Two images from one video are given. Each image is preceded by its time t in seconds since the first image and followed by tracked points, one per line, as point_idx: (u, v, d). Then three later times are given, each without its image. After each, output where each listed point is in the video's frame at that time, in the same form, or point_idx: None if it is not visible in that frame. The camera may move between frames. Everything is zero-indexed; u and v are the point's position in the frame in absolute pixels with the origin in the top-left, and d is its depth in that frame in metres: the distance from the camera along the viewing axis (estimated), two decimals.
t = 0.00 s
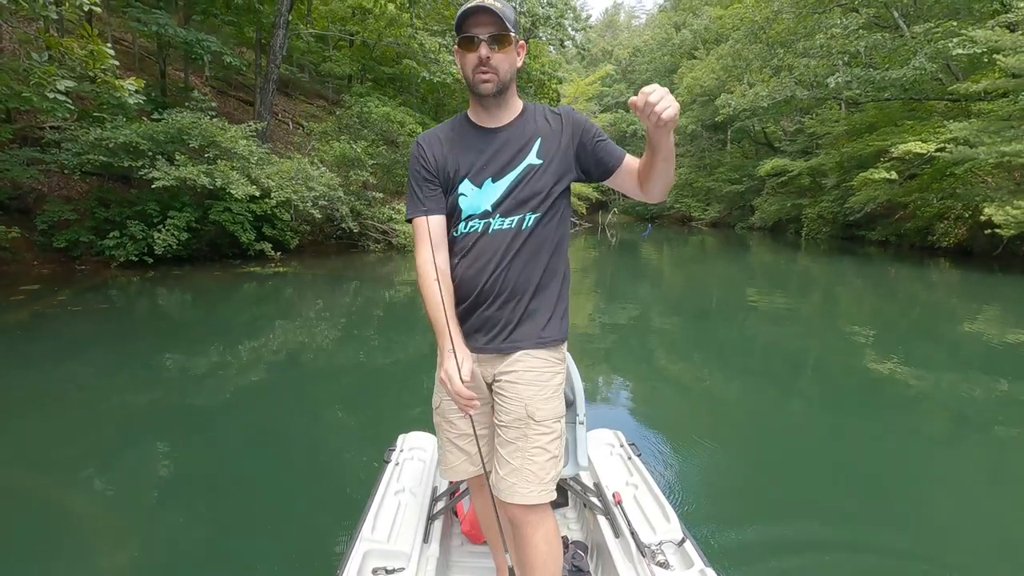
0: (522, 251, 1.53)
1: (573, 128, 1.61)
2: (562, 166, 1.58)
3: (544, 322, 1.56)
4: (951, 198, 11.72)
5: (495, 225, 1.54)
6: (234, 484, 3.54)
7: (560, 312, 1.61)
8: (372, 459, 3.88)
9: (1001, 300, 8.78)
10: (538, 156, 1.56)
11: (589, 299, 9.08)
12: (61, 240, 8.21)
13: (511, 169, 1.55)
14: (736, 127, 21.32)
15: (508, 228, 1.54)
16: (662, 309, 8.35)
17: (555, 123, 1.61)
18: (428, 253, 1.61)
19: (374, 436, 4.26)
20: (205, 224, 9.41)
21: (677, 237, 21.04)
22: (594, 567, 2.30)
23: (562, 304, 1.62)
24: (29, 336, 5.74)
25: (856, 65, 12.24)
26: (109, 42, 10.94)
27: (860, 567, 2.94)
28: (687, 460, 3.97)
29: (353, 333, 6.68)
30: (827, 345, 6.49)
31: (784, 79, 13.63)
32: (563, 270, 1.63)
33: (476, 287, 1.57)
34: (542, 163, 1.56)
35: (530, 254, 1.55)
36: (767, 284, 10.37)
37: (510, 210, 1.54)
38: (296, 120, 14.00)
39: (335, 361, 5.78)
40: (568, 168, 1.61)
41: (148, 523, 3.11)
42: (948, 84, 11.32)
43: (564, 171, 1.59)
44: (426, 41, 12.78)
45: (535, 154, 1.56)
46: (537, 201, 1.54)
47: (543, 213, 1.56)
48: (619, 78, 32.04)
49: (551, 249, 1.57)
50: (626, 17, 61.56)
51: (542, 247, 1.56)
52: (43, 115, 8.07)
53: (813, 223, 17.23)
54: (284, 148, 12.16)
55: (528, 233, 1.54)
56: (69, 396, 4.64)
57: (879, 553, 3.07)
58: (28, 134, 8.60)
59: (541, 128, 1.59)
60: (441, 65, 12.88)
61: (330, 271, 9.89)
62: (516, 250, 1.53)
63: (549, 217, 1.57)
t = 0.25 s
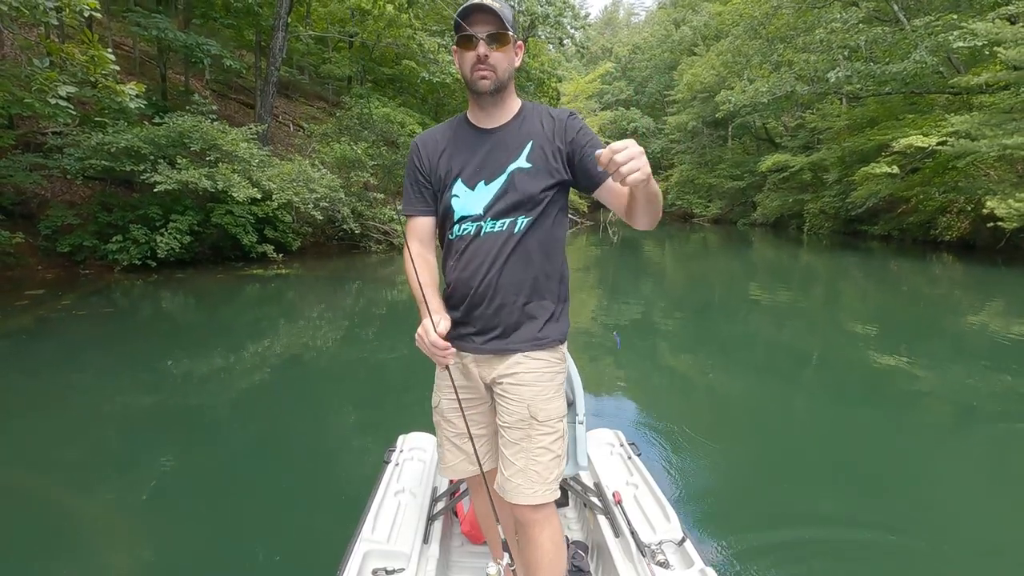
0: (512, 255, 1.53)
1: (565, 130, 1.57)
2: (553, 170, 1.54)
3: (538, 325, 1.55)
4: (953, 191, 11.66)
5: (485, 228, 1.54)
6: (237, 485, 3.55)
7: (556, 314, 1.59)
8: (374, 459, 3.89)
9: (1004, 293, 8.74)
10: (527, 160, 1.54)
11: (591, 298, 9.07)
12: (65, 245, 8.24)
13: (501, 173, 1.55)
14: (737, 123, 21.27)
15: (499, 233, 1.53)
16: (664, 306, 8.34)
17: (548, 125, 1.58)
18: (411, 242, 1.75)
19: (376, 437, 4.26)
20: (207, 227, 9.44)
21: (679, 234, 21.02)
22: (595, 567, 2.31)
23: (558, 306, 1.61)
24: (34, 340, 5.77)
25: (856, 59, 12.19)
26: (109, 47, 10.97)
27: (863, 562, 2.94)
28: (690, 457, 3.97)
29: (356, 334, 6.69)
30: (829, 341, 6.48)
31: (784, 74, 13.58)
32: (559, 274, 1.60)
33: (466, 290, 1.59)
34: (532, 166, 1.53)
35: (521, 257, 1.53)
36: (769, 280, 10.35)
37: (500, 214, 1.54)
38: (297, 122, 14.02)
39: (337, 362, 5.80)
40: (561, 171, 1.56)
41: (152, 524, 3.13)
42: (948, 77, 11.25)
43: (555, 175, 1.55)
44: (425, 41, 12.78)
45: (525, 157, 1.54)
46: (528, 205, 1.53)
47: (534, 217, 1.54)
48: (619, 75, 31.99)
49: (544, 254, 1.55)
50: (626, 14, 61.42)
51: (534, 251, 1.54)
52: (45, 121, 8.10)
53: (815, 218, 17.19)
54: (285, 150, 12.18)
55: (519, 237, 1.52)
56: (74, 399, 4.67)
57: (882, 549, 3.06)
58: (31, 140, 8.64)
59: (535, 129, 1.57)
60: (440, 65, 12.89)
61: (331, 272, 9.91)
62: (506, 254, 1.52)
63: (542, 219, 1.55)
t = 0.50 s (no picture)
0: (510, 259, 1.52)
1: (560, 134, 1.52)
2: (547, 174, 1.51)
3: (540, 327, 1.55)
4: (955, 189, 11.62)
5: (485, 233, 1.56)
6: (239, 484, 3.57)
7: (559, 316, 1.59)
8: (375, 458, 3.90)
9: (1006, 292, 8.72)
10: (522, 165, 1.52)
11: (593, 296, 9.06)
12: (68, 244, 8.27)
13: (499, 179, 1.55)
14: (739, 121, 21.24)
15: (498, 238, 1.54)
16: (665, 305, 8.33)
17: (546, 129, 1.54)
18: (419, 240, 1.79)
19: (377, 436, 4.27)
20: (210, 226, 9.47)
21: (680, 232, 20.99)
22: (595, 567, 2.31)
23: (562, 307, 1.60)
24: (37, 340, 5.79)
25: (858, 57, 12.16)
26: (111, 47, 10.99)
27: (864, 561, 2.94)
28: (691, 456, 3.97)
29: (357, 333, 6.70)
30: (831, 340, 6.46)
31: (786, 72, 13.55)
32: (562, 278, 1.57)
33: (467, 294, 1.60)
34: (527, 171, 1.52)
35: (519, 261, 1.52)
36: (771, 278, 10.33)
37: (500, 218, 1.55)
38: (299, 121, 14.04)
39: (339, 361, 5.81)
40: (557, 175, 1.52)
41: (154, 523, 3.14)
42: (950, 75, 11.22)
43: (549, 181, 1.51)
44: (426, 40, 12.79)
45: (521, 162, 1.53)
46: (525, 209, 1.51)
47: (534, 221, 1.52)
48: (620, 73, 31.96)
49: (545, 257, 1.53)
50: (627, 12, 61.33)
51: (532, 255, 1.52)
52: (48, 120, 8.13)
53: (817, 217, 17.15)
54: (287, 149, 12.19)
55: (517, 241, 1.52)
56: (77, 399, 4.69)
57: (881, 547, 3.06)
58: (34, 140, 8.67)
59: (534, 131, 1.55)
60: (441, 64, 12.89)
61: (333, 271, 9.92)
62: (504, 258, 1.52)
63: (543, 223, 1.52)
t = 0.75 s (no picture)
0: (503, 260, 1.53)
1: (536, 136, 1.48)
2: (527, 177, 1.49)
3: (535, 326, 1.55)
4: (957, 180, 11.58)
5: (478, 234, 1.57)
6: (242, 483, 3.58)
7: (556, 314, 1.58)
8: (377, 458, 3.91)
9: (1008, 283, 8.69)
10: (504, 166, 1.51)
11: (595, 293, 9.05)
12: (71, 247, 8.30)
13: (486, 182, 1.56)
14: (739, 115, 21.18)
15: (490, 238, 1.56)
16: (667, 301, 8.31)
17: (527, 130, 1.51)
18: (414, 236, 1.82)
19: (378, 435, 4.27)
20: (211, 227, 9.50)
21: (682, 227, 20.96)
22: (595, 567, 2.31)
23: (560, 306, 1.60)
24: (42, 342, 5.82)
25: (859, 49, 12.11)
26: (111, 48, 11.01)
27: (866, 554, 2.93)
28: (693, 452, 3.96)
29: (359, 332, 6.71)
30: (833, 333, 6.45)
31: (786, 65, 13.51)
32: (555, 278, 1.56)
33: (463, 295, 1.63)
34: (509, 173, 1.50)
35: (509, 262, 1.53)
36: (774, 272, 10.30)
37: (491, 218, 1.55)
38: (299, 120, 14.05)
39: (341, 360, 5.82)
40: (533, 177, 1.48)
41: (158, 523, 3.15)
42: (951, 67, 11.14)
43: (531, 184, 1.49)
44: (425, 38, 12.78)
45: (504, 164, 1.52)
46: (511, 211, 1.51)
47: (523, 225, 1.52)
48: (620, 69, 31.90)
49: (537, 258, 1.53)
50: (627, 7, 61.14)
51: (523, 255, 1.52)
52: (50, 123, 8.15)
53: (819, 210, 17.10)
54: (287, 149, 12.21)
55: (508, 242, 1.53)
56: (82, 400, 4.71)
57: (884, 540, 3.06)
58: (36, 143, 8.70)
59: (520, 132, 1.52)
60: (440, 62, 12.89)
61: (335, 270, 9.94)
62: (496, 259, 1.54)
63: (534, 224, 1.52)
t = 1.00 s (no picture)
0: (509, 262, 1.54)
1: (534, 141, 1.47)
2: (525, 183, 1.49)
3: (543, 326, 1.56)
4: (959, 182, 11.57)
5: (482, 236, 1.58)
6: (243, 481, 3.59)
7: (563, 315, 1.59)
8: (378, 456, 3.91)
9: (1008, 285, 8.69)
10: (504, 171, 1.52)
11: (596, 292, 9.05)
12: (74, 244, 8.32)
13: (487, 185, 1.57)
14: (741, 115, 21.17)
15: (495, 240, 1.56)
16: (668, 301, 8.31)
17: (525, 136, 1.50)
18: (407, 224, 1.89)
19: (379, 433, 4.28)
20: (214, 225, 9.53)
21: (683, 227, 20.93)
22: (595, 567, 2.32)
23: (567, 306, 1.61)
24: (44, 339, 5.83)
25: (861, 50, 12.10)
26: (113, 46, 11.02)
27: (865, 555, 2.94)
28: (694, 451, 3.96)
29: (360, 331, 6.71)
30: (835, 334, 6.44)
31: (788, 66, 13.50)
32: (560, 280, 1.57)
33: (470, 298, 1.64)
34: (508, 178, 1.51)
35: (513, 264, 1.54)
36: (775, 273, 10.29)
37: (495, 220, 1.56)
38: (301, 119, 14.05)
39: (342, 358, 5.83)
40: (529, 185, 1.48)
41: (160, 519, 3.16)
42: (953, 68, 11.12)
43: (528, 190, 1.49)
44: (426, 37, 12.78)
45: (504, 168, 1.52)
46: (513, 214, 1.52)
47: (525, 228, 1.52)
48: (622, 68, 31.88)
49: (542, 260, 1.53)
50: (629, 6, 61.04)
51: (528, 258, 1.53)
52: (53, 120, 8.18)
53: (820, 210, 17.08)
54: (289, 147, 12.22)
55: (512, 244, 1.54)
56: (84, 397, 4.72)
57: (884, 542, 3.06)
58: (39, 140, 8.71)
59: (522, 134, 1.52)
60: (441, 60, 12.89)
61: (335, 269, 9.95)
62: (501, 261, 1.55)
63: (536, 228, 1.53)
